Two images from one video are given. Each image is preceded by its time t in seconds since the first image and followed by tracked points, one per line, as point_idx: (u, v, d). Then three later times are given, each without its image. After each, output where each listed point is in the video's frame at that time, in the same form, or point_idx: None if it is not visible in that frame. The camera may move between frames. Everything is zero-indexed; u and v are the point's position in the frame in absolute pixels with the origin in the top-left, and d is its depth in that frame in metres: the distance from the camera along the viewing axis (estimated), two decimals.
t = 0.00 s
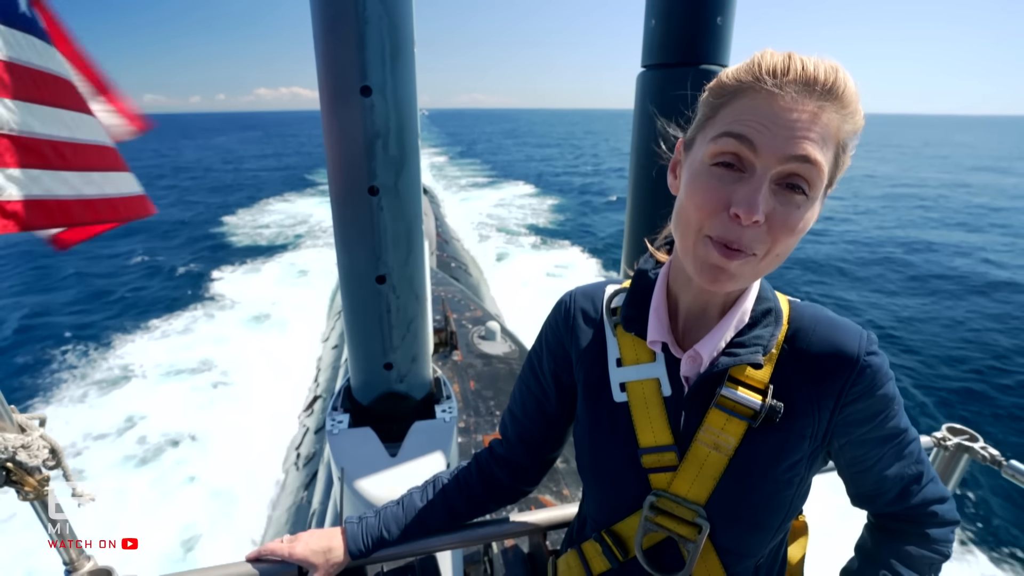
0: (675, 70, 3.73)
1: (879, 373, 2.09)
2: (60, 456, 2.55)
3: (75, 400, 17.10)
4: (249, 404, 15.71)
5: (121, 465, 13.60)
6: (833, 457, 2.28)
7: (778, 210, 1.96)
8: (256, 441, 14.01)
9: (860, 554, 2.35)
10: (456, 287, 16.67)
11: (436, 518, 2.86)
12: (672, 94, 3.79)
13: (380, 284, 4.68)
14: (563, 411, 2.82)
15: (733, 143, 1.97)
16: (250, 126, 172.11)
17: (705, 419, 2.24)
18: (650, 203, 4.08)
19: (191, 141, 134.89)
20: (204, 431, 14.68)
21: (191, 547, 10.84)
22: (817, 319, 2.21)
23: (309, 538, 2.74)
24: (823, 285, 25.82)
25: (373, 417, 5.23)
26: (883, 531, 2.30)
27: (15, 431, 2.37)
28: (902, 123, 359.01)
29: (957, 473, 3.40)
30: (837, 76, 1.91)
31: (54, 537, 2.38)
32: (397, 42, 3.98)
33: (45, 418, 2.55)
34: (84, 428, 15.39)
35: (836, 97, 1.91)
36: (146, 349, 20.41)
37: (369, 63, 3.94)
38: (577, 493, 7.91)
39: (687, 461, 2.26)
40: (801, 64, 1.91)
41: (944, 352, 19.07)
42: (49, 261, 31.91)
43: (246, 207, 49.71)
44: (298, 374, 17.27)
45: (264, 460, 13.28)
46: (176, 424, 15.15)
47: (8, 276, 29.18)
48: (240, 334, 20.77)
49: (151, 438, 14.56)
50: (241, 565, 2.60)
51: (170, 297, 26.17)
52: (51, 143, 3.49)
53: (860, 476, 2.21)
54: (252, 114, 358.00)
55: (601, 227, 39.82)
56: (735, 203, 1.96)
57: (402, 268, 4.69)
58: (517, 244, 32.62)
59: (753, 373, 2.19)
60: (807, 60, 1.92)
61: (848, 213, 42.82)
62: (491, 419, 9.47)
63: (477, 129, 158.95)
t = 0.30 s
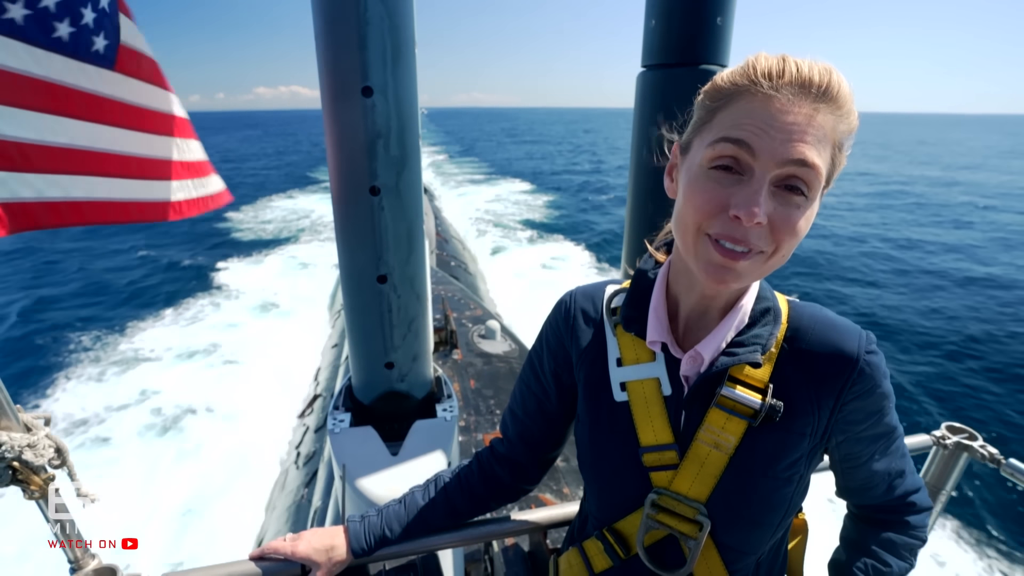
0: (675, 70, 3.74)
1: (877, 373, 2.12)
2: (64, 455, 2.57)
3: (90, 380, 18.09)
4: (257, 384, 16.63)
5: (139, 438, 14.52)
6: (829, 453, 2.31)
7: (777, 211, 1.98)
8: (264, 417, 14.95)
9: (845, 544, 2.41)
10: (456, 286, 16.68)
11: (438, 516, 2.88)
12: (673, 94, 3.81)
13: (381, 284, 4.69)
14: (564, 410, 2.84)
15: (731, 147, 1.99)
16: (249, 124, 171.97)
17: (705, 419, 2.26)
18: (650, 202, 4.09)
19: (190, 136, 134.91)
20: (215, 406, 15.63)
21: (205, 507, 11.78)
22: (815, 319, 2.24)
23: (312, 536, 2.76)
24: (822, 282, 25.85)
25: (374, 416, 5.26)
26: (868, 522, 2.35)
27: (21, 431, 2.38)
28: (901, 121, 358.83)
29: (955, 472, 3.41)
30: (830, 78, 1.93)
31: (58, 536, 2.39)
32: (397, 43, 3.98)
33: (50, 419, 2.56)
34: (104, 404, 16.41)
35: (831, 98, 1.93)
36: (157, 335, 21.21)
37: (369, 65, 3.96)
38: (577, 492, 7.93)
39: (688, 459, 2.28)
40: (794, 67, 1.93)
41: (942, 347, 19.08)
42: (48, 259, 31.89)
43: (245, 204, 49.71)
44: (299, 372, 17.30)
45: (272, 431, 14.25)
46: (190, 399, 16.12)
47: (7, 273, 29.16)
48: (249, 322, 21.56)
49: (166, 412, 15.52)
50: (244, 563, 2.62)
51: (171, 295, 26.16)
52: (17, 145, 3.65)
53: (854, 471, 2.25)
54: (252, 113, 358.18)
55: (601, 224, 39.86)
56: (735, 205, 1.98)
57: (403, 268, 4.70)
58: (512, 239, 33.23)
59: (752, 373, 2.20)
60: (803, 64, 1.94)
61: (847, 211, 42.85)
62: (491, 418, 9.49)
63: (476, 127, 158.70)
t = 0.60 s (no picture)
0: (672, 71, 3.75)
1: (863, 374, 2.17)
2: (64, 456, 2.58)
3: (107, 361, 19.50)
4: (265, 365, 18.01)
5: (157, 411, 16.10)
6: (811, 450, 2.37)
7: (765, 212, 1.99)
8: (274, 393, 16.48)
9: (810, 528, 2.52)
10: (455, 285, 16.70)
11: (436, 517, 2.89)
12: (671, 95, 3.81)
13: (379, 284, 4.71)
14: (559, 412, 2.85)
15: (719, 149, 2.00)
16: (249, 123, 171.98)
17: (698, 422, 2.27)
18: (647, 203, 4.09)
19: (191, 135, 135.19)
20: (228, 383, 17.09)
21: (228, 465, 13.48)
22: (804, 320, 2.26)
23: (310, 536, 2.77)
24: (821, 281, 25.87)
25: (372, 416, 5.26)
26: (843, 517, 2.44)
27: (20, 431, 2.38)
28: (901, 120, 358.62)
29: (952, 471, 3.40)
30: (817, 80, 1.95)
31: (58, 536, 2.41)
32: (395, 44, 4.00)
33: (49, 419, 2.56)
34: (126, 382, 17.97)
35: (817, 99, 1.94)
36: (169, 323, 22.44)
37: (368, 65, 3.96)
38: (575, 491, 7.95)
39: (681, 463, 2.29)
40: (782, 69, 1.95)
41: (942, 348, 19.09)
42: (47, 256, 31.90)
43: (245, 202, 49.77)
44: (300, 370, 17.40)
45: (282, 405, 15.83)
46: (204, 377, 17.59)
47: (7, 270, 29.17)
48: (256, 309, 23.04)
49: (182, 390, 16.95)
50: (242, 563, 2.63)
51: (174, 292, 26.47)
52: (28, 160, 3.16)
53: (839, 469, 2.32)
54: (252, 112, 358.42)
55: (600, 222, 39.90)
56: (723, 207, 1.99)
57: (401, 268, 4.72)
58: (510, 235, 33.53)
59: (743, 377, 2.22)
60: (789, 68, 1.96)
61: (846, 210, 42.89)
62: (490, 417, 9.52)
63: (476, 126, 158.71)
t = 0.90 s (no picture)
0: (672, 71, 3.78)
1: (863, 377, 2.19)
2: (71, 454, 2.61)
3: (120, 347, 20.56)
4: (273, 347, 19.15)
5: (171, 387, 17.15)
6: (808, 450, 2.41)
7: (756, 215, 2.03)
8: (283, 371, 17.57)
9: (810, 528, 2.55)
10: (455, 284, 16.74)
11: (437, 516, 2.91)
12: (670, 96, 3.83)
13: (381, 283, 4.73)
14: (558, 413, 2.88)
15: (707, 154, 2.03)
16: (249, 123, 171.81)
17: (696, 424, 2.30)
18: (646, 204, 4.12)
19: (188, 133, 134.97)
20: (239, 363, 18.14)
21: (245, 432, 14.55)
22: (804, 322, 2.28)
23: (313, 533, 2.80)
24: (821, 279, 25.88)
25: (373, 414, 5.29)
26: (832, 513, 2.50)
27: (28, 430, 2.42)
28: (901, 118, 358.60)
29: (951, 468, 3.42)
30: (803, 81, 1.97)
31: (63, 535, 2.44)
32: (396, 43, 4.02)
33: (55, 418, 2.60)
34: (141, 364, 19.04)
35: (804, 100, 1.96)
36: (180, 311, 23.56)
37: (369, 67, 3.99)
38: (576, 489, 8.00)
39: (679, 464, 2.33)
40: (766, 73, 1.97)
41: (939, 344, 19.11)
42: (48, 256, 31.94)
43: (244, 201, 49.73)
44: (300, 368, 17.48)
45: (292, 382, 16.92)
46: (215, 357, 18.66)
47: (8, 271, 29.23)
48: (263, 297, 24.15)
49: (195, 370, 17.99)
50: (246, 561, 2.66)
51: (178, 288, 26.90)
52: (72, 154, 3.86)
53: (835, 469, 2.36)
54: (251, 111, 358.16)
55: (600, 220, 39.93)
56: (714, 212, 2.03)
57: (402, 267, 4.74)
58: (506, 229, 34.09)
59: (738, 379, 2.25)
60: (774, 69, 1.99)
61: (846, 208, 42.90)
62: (491, 416, 9.55)
63: (475, 126, 158.68)
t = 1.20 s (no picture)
0: (672, 71, 3.80)
1: (861, 375, 2.20)
2: (78, 451, 2.64)
3: (129, 331, 21.51)
4: (278, 329, 20.27)
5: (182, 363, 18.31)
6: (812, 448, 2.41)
7: (744, 239, 2.06)
8: (289, 350, 18.70)
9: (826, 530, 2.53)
10: (456, 284, 16.77)
11: (440, 513, 2.93)
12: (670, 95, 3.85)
13: (383, 282, 4.76)
14: (559, 412, 2.91)
15: (689, 180, 2.05)
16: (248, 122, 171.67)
17: (695, 423, 2.33)
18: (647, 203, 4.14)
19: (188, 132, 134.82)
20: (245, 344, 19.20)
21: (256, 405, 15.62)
22: (803, 321, 2.29)
23: (317, 530, 2.82)
24: (821, 278, 25.87)
25: (375, 412, 5.32)
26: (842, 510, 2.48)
27: (35, 427, 2.45)
28: (901, 118, 358.80)
29: (950, 465, 3.44)
30: (787, 94, 1.96)
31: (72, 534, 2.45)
32: (396, 45, 4.03)
33: (61, 415, 2.63)
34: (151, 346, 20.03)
35: (788, 116, 1.96)
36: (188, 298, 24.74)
37: (371, 67, 4.01)
38: (577, 487, 8.02)
39: (678, 462, 2.35)
40: (747, 88, 1.96)
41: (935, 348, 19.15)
42: (48, 252, 31.96)
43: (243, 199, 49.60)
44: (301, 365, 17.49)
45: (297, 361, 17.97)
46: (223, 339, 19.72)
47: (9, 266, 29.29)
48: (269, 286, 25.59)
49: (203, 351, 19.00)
50: (249, 557, 2.68)
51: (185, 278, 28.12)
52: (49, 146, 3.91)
53: (836, 465, 2.37)
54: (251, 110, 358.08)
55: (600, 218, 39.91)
56: (699, 240, 2.07)
57: (404, 267, 4.76)
58: (504, 224, 35.80)
59: (736, 378, 2.28)
60: (755, 81, 1.99)
61: (846, 208, 42.94)
62: (492, 415, 9.57)
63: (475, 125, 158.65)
